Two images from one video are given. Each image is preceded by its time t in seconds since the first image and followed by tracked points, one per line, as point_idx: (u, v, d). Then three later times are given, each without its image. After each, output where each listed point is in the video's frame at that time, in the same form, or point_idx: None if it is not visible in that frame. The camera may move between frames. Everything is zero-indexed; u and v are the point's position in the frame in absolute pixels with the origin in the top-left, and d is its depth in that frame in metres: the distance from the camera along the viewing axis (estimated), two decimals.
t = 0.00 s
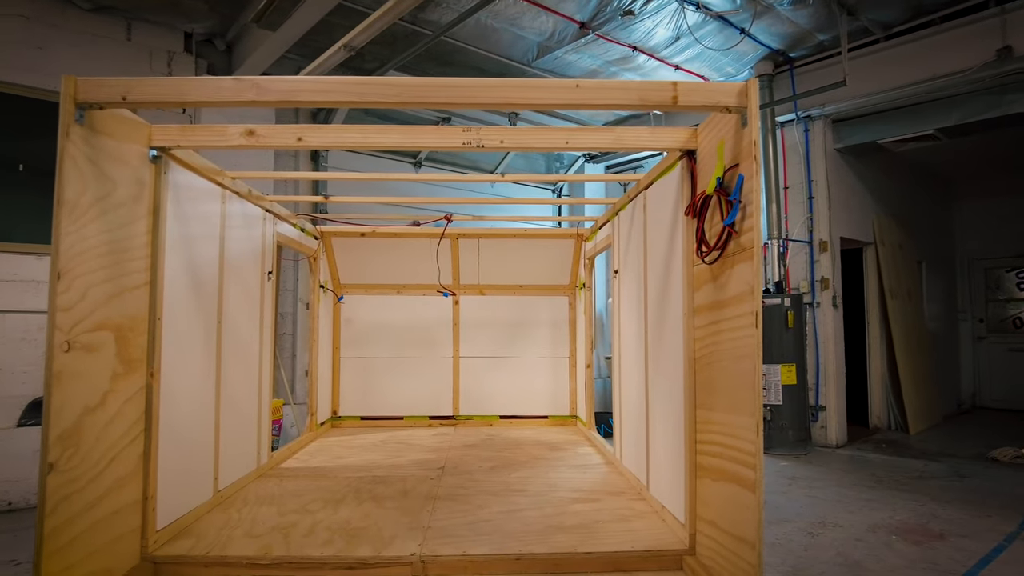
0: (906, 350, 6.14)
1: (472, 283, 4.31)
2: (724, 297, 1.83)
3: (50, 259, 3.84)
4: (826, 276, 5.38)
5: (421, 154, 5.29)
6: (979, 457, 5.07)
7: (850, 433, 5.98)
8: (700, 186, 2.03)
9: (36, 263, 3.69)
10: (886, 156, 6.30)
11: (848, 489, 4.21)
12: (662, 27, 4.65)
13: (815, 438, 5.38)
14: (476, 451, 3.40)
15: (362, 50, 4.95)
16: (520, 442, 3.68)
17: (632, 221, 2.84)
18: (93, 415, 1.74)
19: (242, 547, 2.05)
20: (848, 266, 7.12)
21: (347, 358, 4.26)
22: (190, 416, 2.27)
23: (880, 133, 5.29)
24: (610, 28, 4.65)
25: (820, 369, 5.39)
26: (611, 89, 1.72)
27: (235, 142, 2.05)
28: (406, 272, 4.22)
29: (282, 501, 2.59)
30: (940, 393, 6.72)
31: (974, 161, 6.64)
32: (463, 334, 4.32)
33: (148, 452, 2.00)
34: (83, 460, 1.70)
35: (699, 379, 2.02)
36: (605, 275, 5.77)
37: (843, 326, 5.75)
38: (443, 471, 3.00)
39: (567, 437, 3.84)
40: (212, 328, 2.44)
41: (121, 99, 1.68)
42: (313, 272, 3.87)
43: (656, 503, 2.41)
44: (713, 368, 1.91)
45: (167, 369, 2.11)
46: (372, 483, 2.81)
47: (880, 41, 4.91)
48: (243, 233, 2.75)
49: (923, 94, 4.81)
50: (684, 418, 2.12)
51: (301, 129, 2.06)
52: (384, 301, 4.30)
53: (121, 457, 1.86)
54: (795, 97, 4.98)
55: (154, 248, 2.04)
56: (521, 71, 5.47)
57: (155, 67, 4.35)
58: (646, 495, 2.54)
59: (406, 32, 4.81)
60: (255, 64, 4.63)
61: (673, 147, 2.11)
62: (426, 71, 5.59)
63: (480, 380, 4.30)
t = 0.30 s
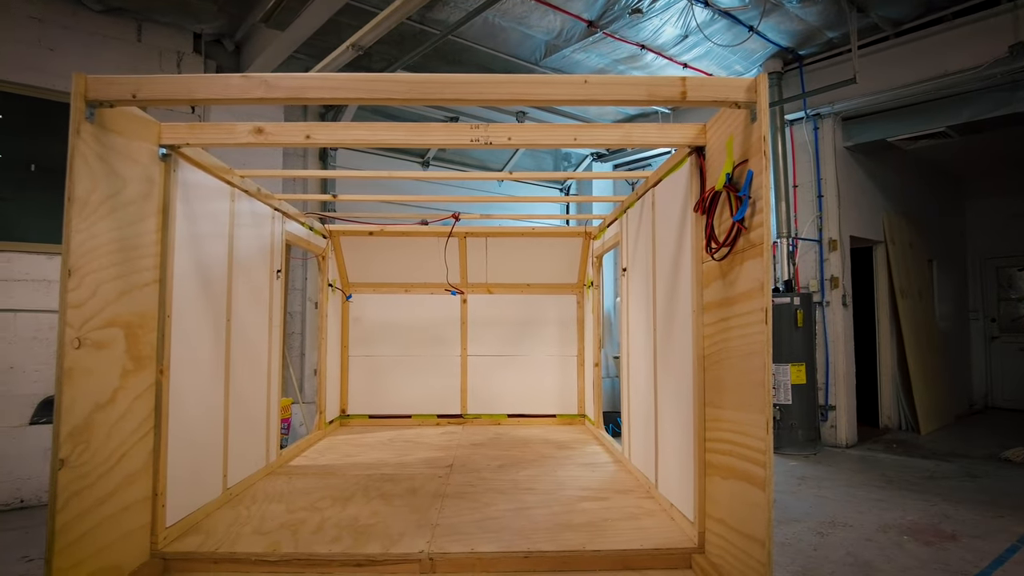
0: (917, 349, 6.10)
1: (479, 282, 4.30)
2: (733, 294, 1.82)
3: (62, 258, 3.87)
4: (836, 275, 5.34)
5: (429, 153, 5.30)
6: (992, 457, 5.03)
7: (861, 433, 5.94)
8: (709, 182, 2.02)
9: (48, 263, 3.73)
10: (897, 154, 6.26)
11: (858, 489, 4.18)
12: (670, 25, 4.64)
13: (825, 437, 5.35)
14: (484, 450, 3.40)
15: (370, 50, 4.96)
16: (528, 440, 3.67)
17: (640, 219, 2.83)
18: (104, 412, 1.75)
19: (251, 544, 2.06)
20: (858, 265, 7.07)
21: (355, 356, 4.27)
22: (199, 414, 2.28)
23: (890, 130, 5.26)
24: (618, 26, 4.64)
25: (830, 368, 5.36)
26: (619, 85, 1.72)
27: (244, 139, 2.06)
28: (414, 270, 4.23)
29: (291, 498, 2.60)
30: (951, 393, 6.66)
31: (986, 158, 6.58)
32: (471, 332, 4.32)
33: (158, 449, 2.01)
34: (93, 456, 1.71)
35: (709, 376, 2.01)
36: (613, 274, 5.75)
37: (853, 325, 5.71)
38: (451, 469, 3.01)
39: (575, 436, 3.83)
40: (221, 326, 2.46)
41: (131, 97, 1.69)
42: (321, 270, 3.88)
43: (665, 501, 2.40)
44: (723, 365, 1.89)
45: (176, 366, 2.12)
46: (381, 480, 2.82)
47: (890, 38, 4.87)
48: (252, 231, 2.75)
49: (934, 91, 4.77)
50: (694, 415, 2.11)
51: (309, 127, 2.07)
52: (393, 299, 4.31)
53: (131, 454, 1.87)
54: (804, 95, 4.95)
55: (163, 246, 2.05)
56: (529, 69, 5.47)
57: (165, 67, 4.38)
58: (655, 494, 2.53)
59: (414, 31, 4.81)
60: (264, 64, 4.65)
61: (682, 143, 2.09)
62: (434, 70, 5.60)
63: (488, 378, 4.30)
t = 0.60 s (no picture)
0: (925, 349, 6.06)
1: (485, 282, 4.30)
2: (740, 293, 1.81)
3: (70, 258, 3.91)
4: (843, 274, 5.32)
5: (435, 153, 5.30)
6: (1001, 458, 4.99)
7: (869, 433, 5.91)
8: (716, 181, 2.01)
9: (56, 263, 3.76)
10: (905, 153, 6.22)
11: (866, 490, 4.16)
12: (676, 24, 4.63)
13: (832, 438, 5.32)
14: (490, 450, 3.39)
15: (376, 50, 4.97)
16: (534, 440, 3.66)
17: (646, 219, 2.82)
18: (111, 411, 1.76)
19: (257, 543, 2.06)
20: (866, 265, 7.04)
21: (361, 356, 4.28)
22: (206, 413, 2.29)
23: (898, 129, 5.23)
24: (624, 25, 4.63)
25: (837, 368, 5.33)
26: (626, 84, 1.71)
27: (250, 140, 2.06)
28: (420, 270, 4.23)
29: (298, 497, 2.60)
30: (960, 393, 6.62)
31: (995, 157, 6.54)
32: (477, 332, 4.32)
33: (165, 448, 2.01)
34: (101, 455, 1.72)
35: (715, 376, 2.00)
36: (619, 274, 5.74)
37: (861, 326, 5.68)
38: (457, 468, 3.01)
39: (581, 436, 3.82)
40: (229, 326, 2.47)
41: (138, 98, 1.70)
42: (328, 270, 3.88)
43: (672, 502, 2.39)
44: (729, 365, 1.89)
45: (183, 366, 2.12)
46: (387, 480, 2.82)
47: (898, 36, 4.85)
48: (259, 231, 2.76)
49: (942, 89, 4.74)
50: (700, 415, 2.10)
51: (315, 127, 2.07)
52: (399, 299, 4.31)
53: (139, 453, 1.87)
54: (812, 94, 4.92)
55: (170, 246, 2.06)
56: (535, 69, 5.47)
57: (172, 68, 4.40)
58: (661, 494, 2.53)
59: (421, 32, 4.83)
60: (271, 65, 4.68)
61: (689, 142, 2.09)
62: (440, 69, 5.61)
63: (494, 378, 4.30)
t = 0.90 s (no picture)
0: (932, 349, 6.03)
1: (490, 282, 4.31)
2: (745, 293, 1.81)
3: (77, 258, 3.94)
4: (849, 274, 5.30)
5: (439, 153, 5.31)
6: (1009, 458, 4.96)
7: (875, 434, 5.89)
8: (721, 180, 2.01)
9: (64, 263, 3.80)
10: (911, 152, 6.20)
11: (872, 490, 4.14)
12: (681, 24, 4.62)
13: (838, 438, 5.31)
14: (495, 449, 3.40)
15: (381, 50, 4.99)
16: (539, 440, 3.66)
17: (651, 218, 2.82)
18: (118, 410, 1.77)
19: (263, 541, 2.07)
20: (872, 264, 7.01)
21: (366, 355, 4.29)
22: (212, 412, 2.30)
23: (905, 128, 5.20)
24: (629, 25, 4.63)
25: (843, 368, 5.32)
26: (631, 83, 1.71)
27: (256, 139, 2.07)
28: (425, 270, 4.24)
29: (303, 496, 2.61)
30: (967, 394, 6.59)
31: (1002, 156, 6.52)
32: (482, 331, 4.32)
33: (172, 447, 2.03)
34: (109, 454, 1.73)
35: (720, 375, 2.00)
36: (624, 274, 5.74)
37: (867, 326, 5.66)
38: (462, 468, 3.01)
39: (586, 436, 3.82)
40: (235, 325, 2.48)
41: (145, 98, 1.71)
42: (333, 270, 3.89)
43: (677, 501, 2.38)
44: (734, 364, 1.89)
45: (189, 365, 2.14)
46: (392, 479, 2.83)
47: (904, 34, 4.83)
48: (265, 231, 2.77)
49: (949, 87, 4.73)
50: (705, 415, 2.10)
51: (321, 126, 2.08)
52: (404, 299, 4.32)
53: (145, 451, 1.88)
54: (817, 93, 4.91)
55: (177, 245, 2.07)
56: (539, 69, 5.48)
57: (178, 69, 4.44)
58: (666, 493, 2.52)
59: (425, 32, 4.84)
60: (276, 65, 4.71)
61: (693, 141, 2.09)
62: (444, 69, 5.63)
63: (499, 378, 4.30)
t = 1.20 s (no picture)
0: (937, 350, 6.02)
1: (494, 282, 4.31)
2: (749, 292, 1.81)
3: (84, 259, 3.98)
4: (854, 274, 5.29)
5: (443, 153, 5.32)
6: (1015, 459, 4.94)
7: (880, 434, 5.88)
8: (725, 180, 2.01)
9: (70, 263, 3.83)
10: (916, 152, 6.18)
11: (875, 490, 4.14)
12: (685, 23, 4.63)
13: (842, 438, 5.30)
14: (499, 449, 3.40)
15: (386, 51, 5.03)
16: (543, 440, 3.67)
17: (655, 218, 2.82)
18: (126, 408, 1.79)
19: (269, 539, 2.08)
20: (877, 264, 7.00)
21: (371, 355, 4.31)
22: (218, 412, 2.31)
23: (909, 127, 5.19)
24: (633, 25, 4.64)
25: (848, 368, 5.31)
26: (634, 83, 1.72)
27: (262, 140, 2.09)
28: (429, 270, 4.25)
29: (308, 494, 2.62)
30: (973, 394, 6.57)
31: (1007, 156, 6.50)
32: (486, 331, 4.33)
33: (178, 446, 2.04)
34: (117, 452, 1.74)
35: (724, 374, 2.00)
36: (628, 274, 5.74)
37: (871, 326, 5.66)
38: (466, 467, 3.02)
39: (590, 436, 3.82)
40: (241, 324, 2.49)
41: (153, 99, 1.72)
42: (338, 270, 3.91)
43: (681, 500, 2.39)
44: (739, 364, 1.90)
45: (196, 365, 2.15)
46: (397, 478, 2.84)
47: (909, 33, 4.81)
48: (271, 231, 2.79)
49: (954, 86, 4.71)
50: (710, 414, 2.10)
51: (326, 127, 2.09)
52: (409, 299, 4.33)
53: (152, 450, 1.90)
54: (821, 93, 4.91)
55: (183, 245, 2.08)
56: (543, 69, 5.50)
57: (184, 70, 4.48)
58: (670, 492, 2.53)
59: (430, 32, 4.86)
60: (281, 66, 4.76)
61: (697, 141, 2.09)
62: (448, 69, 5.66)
63: (503, 377, 4.31)
